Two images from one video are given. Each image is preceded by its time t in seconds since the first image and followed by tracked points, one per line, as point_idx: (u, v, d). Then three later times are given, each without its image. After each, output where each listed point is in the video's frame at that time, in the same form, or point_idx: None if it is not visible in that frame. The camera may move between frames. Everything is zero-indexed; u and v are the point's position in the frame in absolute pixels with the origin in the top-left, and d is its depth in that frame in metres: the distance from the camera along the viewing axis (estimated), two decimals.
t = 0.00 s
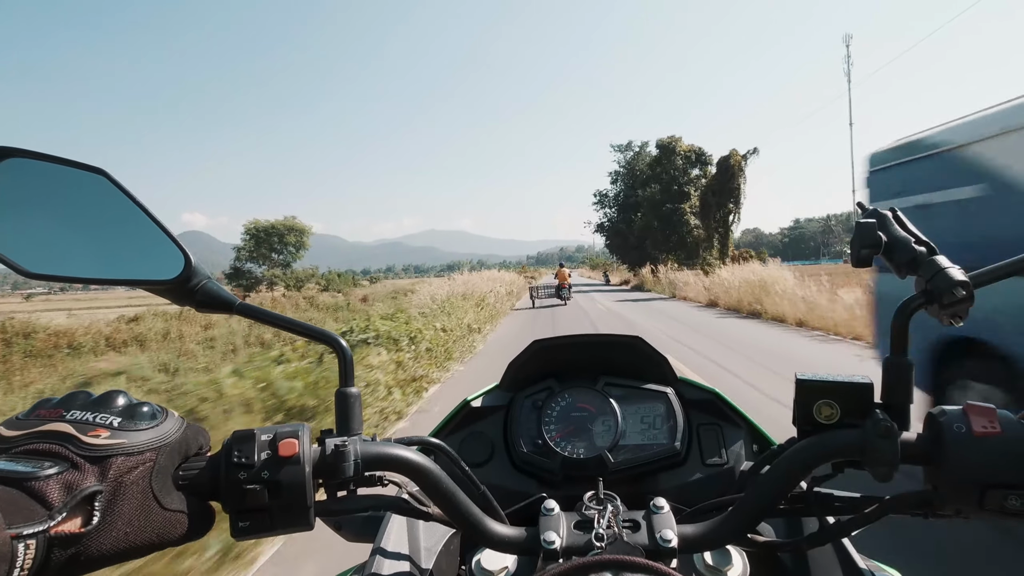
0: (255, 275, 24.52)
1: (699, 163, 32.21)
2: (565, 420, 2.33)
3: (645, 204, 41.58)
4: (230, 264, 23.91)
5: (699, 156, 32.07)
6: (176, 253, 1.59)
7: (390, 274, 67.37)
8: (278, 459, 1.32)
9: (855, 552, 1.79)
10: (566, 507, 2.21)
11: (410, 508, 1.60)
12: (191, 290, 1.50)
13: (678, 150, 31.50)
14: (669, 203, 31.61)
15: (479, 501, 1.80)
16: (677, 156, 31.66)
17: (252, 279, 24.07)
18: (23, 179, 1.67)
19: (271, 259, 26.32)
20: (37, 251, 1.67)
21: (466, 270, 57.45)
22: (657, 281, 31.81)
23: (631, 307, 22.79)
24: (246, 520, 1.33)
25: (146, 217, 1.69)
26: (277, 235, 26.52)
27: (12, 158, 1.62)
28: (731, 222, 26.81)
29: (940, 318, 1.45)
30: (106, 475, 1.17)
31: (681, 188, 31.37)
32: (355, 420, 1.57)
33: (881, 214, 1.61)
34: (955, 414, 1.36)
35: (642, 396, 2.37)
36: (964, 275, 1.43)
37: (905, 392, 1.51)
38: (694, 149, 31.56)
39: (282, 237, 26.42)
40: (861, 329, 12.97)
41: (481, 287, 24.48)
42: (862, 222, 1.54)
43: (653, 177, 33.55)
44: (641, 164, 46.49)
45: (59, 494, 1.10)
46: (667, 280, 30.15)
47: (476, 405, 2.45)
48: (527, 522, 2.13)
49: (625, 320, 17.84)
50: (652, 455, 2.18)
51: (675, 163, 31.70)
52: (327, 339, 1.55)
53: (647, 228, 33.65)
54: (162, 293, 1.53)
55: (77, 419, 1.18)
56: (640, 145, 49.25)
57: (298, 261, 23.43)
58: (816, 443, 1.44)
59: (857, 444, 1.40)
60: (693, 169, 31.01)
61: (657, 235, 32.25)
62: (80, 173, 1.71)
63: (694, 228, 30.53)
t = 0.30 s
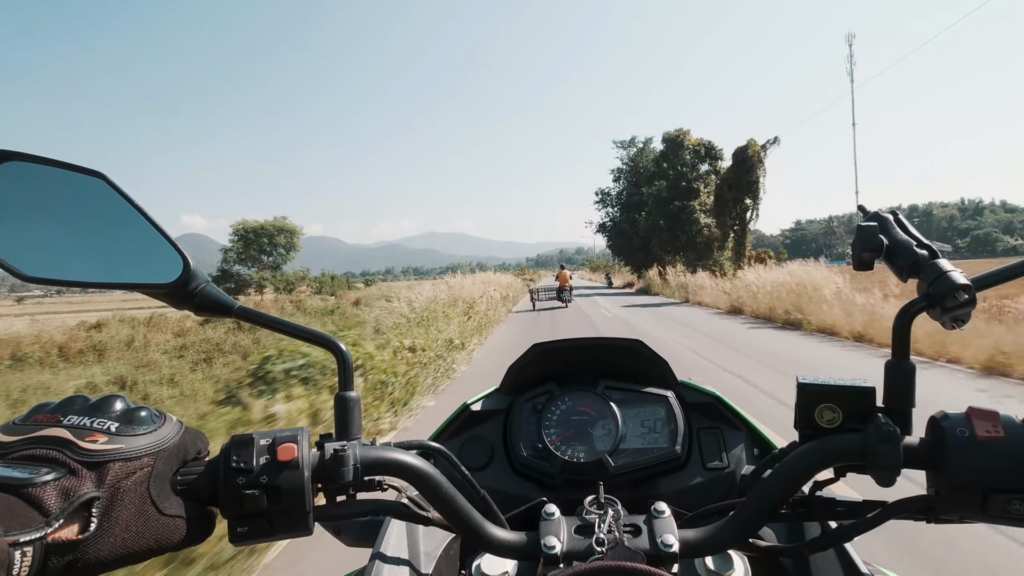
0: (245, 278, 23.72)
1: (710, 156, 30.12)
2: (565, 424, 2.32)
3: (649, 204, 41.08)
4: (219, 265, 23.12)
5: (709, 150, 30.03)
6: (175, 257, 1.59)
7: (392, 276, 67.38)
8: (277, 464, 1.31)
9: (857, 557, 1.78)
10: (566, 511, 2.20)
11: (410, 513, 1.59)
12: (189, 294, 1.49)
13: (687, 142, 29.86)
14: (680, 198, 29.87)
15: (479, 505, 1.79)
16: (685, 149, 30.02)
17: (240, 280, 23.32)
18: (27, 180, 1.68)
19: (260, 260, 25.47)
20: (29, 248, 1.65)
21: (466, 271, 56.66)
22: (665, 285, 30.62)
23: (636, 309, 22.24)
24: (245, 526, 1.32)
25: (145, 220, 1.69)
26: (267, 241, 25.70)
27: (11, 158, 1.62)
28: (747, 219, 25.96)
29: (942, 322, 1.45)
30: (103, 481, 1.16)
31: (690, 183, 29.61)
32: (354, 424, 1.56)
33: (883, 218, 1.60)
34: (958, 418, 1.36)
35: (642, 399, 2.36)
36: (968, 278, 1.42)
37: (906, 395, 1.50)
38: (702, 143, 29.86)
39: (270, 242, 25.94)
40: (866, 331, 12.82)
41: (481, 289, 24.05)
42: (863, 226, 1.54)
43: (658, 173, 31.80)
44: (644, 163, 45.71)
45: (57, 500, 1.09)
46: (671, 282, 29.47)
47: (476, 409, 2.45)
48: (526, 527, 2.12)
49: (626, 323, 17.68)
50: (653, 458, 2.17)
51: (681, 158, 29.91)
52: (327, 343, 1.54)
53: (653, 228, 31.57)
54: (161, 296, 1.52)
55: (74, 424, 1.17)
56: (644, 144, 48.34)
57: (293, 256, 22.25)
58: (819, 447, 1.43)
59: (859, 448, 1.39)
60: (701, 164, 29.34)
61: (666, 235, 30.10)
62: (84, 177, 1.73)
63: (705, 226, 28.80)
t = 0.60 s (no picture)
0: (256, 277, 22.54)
1: (721, 150, 30.04)
2: (564, 425, 2.31)
3: (654, 202, 40.64)
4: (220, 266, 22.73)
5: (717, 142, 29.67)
6: (173, 259, 1.58)
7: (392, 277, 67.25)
8: (275, 466, 1.31)
9: (855, 558, 1.78)
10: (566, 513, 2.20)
11: (409, 516, 1.58)
12: (187, 296, 1.49)
13: (698, 135, 29.82)
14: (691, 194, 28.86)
15: (478, 507, 1.79)
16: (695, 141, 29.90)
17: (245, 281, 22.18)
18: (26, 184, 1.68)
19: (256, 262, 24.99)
20: (29, 251, 1.65)
21: (468, 272, 56.21)
22: (675, 286, 29.53)
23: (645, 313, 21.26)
24: (242, 528, 1.32)
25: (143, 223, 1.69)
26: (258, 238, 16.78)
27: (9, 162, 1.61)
28: (767, 212, 24.82)
29: (941, 323, 1.45)
30: (100, 483, 1.16)
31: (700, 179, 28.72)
32: (353, 426, 1.56)
33: (881, 219, 1.60)
34: (957, 419, 1.36)
35: (642, 401, 2.35)
36: (966, 278, 1.42)
37: (905, 397, 1.50)
38: (713, 135, 29.87)
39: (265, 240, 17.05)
40: (871, 332, 12.70)
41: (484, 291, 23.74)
42: (862, 227, 1.54)
43: (666, 168, 31.32)
44: (648, 160, 45.12)
45: (52, 503, 1.09)
46: (678, 282, 29.06)
47: (475, 411, 2.44)
48: (525, 529, 2.12)
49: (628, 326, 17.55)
50: (652, 460, 2.16)
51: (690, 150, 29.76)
52: (325, 345, 1.54)
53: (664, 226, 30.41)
54: (158, 299, 1.52)
55: (71, 427, 1.17)
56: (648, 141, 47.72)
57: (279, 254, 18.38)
58: (817, 449, 1.43)
59: (859, 450, 1.38)
60: (711, 157, 28.96)
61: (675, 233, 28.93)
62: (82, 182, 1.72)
63: (716, 223, 27.84)
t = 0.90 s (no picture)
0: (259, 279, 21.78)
1: (735, 140, 27.67)
2: (563, 430, 2.30)
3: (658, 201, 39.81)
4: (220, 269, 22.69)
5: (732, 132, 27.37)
6: (171, 266, 1.57)
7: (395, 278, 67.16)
8: (271, 473, 1.30)
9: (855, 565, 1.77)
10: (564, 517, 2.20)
11: (407, 522, 1.57)
12: (184, 301, 1.48)
13: (708, 124, 27.64)
14: (700, 188, 26.75)
15: (476, 513, 1.78)
16: (706, 132, 27.73)
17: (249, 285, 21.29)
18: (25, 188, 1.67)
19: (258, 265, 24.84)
20: (30, 255, 1.65)
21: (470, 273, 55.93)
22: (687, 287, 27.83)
23: (655, 317, 19.76)
24: (240, 535, 1.31)
25: (140, 228, 1.68)
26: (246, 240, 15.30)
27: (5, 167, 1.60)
28: (793, 207, 20.88)
29: (940, 328, 1.44)
30: (94, 491, 1.15)
31: (714, 172, 26.57)
32: (350, 431, 1.56)
33: (880, 223, 1.60)
34: (957, 425, 1.35)
35: (641, 405, 2.34)
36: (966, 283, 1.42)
37: (904, 402, 1.49)
38: (726, 125, 27.57)
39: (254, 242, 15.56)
40: (875, 334, 12.53)
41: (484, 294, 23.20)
42: (861, 231, 1.53)
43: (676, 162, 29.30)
44: (652, 156, 43.94)
45: (47, 511, 1.08)
46: (684, 283, 28.26)
47: (474, 415, 2.44)
48: (524, 534, 2.11)
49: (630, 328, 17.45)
50: (652, 465, 2.16)
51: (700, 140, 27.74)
52: (322, 350, 1.53)
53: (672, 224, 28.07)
54: (155, 304, 1.51)
55: (66, 433, 1.16)
56: (652, 136, 46.18)
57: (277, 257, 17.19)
58: (816, 454, 1.42)
59: (858, 456, 1.38)
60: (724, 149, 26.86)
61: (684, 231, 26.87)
62: (80, 186, 1.71)
63: (730, 219, 26.00)
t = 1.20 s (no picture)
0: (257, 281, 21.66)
1: (750, 130, 25.75)
2: (562, 430, 2.30)
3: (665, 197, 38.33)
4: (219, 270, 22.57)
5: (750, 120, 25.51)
6: (169, 265, 1.57)
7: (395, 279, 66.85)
8: (270, 473, 1.30)
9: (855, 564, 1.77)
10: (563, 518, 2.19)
11: (406, 521, 1.57)
12: (182, 301, 1.48)
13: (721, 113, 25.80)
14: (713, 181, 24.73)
15: (475, 512, 1.78)
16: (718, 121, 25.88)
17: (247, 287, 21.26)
18: (24, 189, 1.67)
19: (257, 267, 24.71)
20: (30, 256, 1.64)
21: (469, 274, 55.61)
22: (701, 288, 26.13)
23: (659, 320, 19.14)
24: (238, 535, 1.31)
25: (139, 228, 1.68)
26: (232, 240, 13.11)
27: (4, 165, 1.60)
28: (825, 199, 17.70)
29: (939, 327, 1.44)
30: (93, 491, 1.15)
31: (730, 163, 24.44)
32: (349, 431, 1.56)
33: (879, 222, 1.59)
34: (956, 425, 1.35)
35: (640, 405, 2.34)
36: (965, 283, 1.41)
37: (903, 401, 1.49)
38: (740, 113, 25.57)
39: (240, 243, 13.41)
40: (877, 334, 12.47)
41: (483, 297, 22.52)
42: (860, 231, 1.53)
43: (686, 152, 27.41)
44: (656, 151, 42.53)
45: (46, 511, 1.08)
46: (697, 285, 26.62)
47: (473, 415, 2.43)
48: (524, 535, 2.11)
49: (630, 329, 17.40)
50: (651, 465, 2.15)
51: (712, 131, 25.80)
52: (321, 350, 1.53)
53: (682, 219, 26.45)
54: (153, 304, 1.51)
55: (64, 433, 1.16)
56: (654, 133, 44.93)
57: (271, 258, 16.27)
58: (816, 454, 1.42)
59: (857, 456, 1.38)
60: (737, 139, 24.95)
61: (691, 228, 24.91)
62: (80, 186, 1.72)
63: (746, 214, 24.14)
